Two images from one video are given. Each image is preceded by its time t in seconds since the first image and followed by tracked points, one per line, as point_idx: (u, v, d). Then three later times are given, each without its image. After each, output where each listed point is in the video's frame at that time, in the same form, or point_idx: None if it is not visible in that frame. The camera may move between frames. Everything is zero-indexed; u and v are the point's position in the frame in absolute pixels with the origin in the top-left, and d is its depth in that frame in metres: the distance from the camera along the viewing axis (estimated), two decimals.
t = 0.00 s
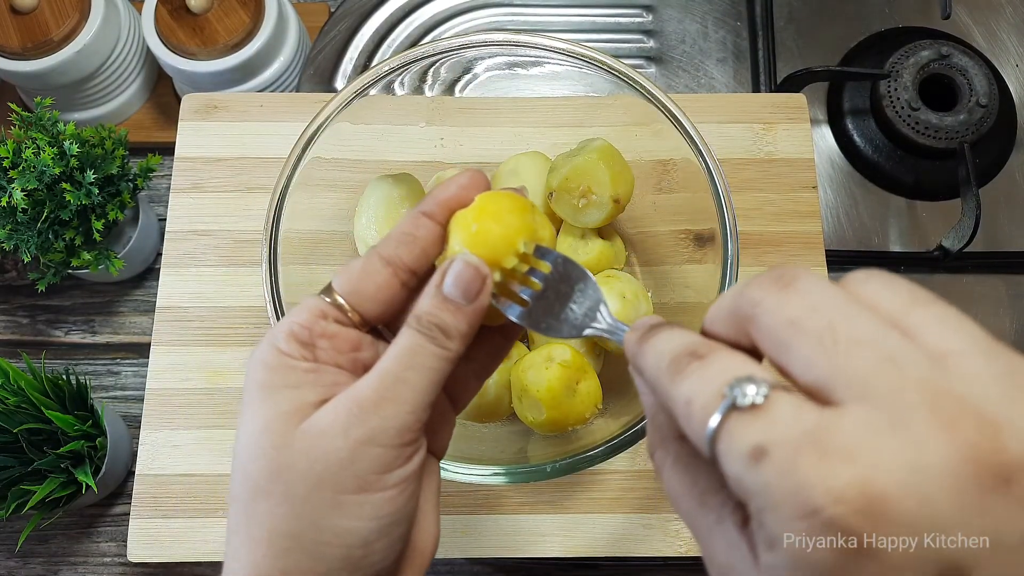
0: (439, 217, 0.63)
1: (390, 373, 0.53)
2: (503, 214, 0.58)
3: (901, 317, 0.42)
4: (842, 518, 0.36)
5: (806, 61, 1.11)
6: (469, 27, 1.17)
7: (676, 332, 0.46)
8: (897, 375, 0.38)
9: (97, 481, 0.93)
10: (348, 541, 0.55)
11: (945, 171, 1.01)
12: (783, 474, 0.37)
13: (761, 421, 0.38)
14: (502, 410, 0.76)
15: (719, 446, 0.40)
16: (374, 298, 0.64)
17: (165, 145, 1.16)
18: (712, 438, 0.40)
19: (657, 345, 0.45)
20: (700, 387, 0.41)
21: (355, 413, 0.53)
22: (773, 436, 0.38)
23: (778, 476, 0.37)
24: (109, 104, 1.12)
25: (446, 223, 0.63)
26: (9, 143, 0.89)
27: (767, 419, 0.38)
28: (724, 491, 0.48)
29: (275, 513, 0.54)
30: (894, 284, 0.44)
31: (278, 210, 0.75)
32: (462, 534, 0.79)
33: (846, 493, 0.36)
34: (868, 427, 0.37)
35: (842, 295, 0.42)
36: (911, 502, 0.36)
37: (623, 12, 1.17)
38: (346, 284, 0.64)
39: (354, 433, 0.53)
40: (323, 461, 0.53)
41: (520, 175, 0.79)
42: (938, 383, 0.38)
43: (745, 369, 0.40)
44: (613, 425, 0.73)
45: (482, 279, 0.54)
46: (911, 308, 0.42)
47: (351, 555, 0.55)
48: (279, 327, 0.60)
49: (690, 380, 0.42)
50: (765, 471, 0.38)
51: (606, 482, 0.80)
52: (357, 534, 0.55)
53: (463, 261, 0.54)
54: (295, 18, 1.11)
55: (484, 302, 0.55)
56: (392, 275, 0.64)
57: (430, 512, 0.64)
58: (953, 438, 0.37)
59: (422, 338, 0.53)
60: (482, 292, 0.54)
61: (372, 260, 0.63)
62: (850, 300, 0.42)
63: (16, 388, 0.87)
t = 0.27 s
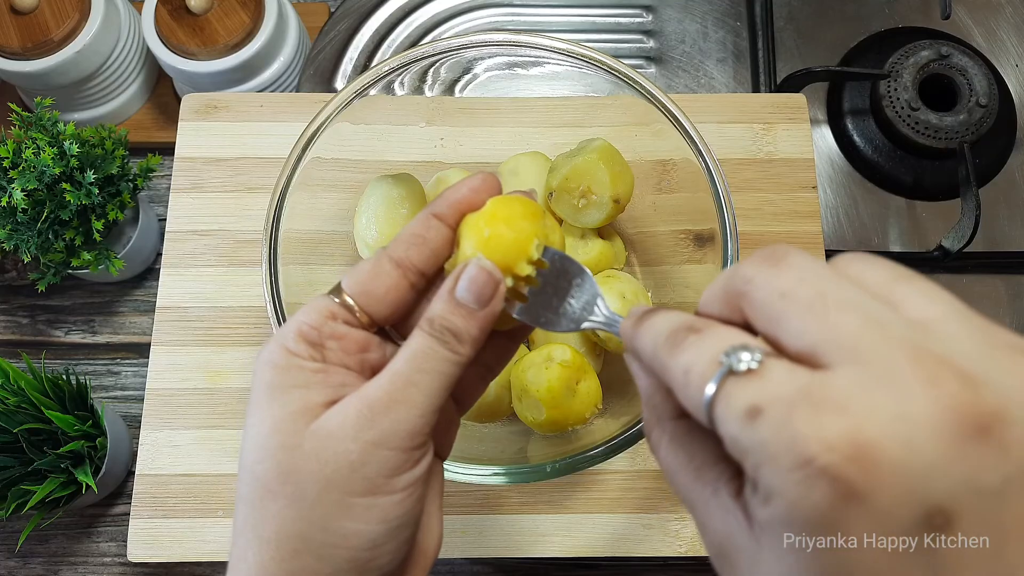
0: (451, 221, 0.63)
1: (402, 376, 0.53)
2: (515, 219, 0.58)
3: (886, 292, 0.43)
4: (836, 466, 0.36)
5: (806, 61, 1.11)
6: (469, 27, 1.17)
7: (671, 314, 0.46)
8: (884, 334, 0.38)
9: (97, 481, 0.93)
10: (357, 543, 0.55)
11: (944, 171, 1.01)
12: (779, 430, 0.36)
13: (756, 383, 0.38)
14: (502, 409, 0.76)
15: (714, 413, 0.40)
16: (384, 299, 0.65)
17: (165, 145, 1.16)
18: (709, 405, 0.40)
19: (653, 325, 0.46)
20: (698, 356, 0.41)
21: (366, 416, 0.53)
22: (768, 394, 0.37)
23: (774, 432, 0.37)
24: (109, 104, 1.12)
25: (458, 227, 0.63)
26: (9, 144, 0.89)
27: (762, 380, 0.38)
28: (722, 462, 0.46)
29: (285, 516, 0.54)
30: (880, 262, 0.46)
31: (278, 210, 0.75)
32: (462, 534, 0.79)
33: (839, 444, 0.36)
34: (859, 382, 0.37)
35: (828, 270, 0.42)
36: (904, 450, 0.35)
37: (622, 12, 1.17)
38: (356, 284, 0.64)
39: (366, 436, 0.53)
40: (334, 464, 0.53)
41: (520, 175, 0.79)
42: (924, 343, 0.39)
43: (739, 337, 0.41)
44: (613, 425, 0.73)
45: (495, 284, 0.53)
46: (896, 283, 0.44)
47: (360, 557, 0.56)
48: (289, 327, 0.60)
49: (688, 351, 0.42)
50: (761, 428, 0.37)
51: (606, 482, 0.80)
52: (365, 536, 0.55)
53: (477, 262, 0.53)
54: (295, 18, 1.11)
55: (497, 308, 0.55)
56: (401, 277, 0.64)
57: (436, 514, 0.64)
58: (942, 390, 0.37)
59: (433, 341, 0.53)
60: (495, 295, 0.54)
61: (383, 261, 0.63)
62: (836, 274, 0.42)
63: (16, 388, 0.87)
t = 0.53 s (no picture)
0: (448, 212, 0.65)
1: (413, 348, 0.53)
2: (510, 216, 0.58)
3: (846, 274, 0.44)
4: (799, 429, 0.37)
5: (806, 61, 1.11)
6: (469, 27, 1.17)
7: (654, 300, 0.48)
8: (843, 309, 0.40)
9: (97, 481, 0.93)
10: (367, 516, 0.55)
11: (944, 171, 1.01)
12: (747, 398, 0.39)
13: (727, 355, 0.40)
14: (501, 409, 0.76)
15: (691, 389, 0.42)
16: (385, 280, 0.65)
17: (165, 145, 1.16)
18: (684, 379, 0.42)
19: (639, 311, 0.48)
20: (676, 335, 0.44)
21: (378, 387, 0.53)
22: (737, 365, 0.40)
23: (743, 399, 0.39)
24: (109, 105, 1.12)
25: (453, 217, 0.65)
26: (9, 144, 0.89)
27: (733, 353, 0.40)
28: (702, 436, 0.48)
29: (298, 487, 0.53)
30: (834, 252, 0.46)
31: (278, 210, 0.75)
32: (462, 534, 0.79)
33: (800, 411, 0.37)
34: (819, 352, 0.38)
35: (797, 253, 0.45)
36: (861, 416, 0.37)
37: (622, 13, 1.17)
38: (358, 266, 0.64)
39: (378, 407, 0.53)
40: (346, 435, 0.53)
41: (519, 175, 0.79)
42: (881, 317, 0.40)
43: (715, 317, 0.43)
44: (613, 425, 0.73)
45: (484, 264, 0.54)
46: (852, 269, 0.44)
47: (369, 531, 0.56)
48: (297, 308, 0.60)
49: (667, 332, 0.44)
50: (732, 396, 0.39)
51: (606, 481, 0.80)
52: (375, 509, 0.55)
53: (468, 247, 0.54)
54: (295, 19, 1.11)
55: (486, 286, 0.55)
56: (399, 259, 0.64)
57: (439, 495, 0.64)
58: (898, 359, 0.38)
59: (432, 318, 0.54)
60: (486, 278, 0.55)
61: (378, 243, 0.64)
62: (805, 258, 0.45)
63: (16, 388, 0.87)
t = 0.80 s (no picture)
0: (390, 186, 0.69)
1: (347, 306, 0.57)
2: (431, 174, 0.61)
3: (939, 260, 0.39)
4: (930, 443, 0.32)
5: (806, 61, 1.11)
6: (469, 27, 1.17)
7: (709, 293, 0.44)
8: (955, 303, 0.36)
9: (97, 482, 0.93)
10: (292, 476, 0.54)
11: (944, 171, 1.01)
12: (856, 400, 0.33)
13: (823, 354, 0.35)
14: (501, 410, 0.76)
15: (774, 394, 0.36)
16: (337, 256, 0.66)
17: (165, 145, 1.16)
18: (764, 381, 0.37)
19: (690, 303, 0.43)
20: (749, 327, 0.39)
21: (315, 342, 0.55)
22: (836, 364, 0.34)
23: (850, 405, 0.33)
24: (109, 105, 1.12)
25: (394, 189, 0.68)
26: (10, 144, 0.89)
27: (829, 350, 0.35)
28: (770, 448, 0.44)
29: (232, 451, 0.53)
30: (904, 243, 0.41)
31: (278, 210, 0.75)
32: (462, 534, 0.79)
33: (941, 423, 0.32)
34: (938, 351, 0.34)
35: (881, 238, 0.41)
36: (1004, 425, 0.32)
37: (622, 13, 1.17)
38: (308, 247, 0.65)
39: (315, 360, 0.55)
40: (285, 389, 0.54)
41: (519, 174, 0.79)
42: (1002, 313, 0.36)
43: (790, 308, 0.39)
44: (613, 426, 0.73)
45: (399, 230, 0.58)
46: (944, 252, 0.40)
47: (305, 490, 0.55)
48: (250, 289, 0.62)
49: (736, 324, 0.39)
50: (835, 401, 0.34)
51: (606, 481, 0.80)
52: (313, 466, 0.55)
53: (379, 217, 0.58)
54: (295, 19, 1.11)
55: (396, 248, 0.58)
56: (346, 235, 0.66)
57: (385, 472, 0.63)
58: None
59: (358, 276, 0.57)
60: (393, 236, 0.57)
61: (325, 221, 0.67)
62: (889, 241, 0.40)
63: (16, 388, 0.87)
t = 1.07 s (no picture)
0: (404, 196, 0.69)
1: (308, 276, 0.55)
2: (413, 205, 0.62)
3: (970, 366, 0.37)
4: None
5: (806, 61, 1.11)
6: (469, 27, 1.17)
7: (718, 377, 0.40)
8: (989, 442, 0.34)
9: (97, 482, 0.93)
10: (280, 448, 0.54)
11: (943, 171, 1.01)
12: (863, 558, 0.32)
13: (830, 496, 0.34)
14: (501, 410, 0.76)
15: (782, 522, 0.35)
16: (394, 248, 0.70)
17: (165, 145, 1.16)
18: (770, 512, 0.35)
19: (694, 394, 0.40)
20: (754, 447, 0.36)
21: (279, 321, 0.54)
22: (848, 513, 0.33)
23: (859, 565, 0.32)
24: (109, 105, 1.12)
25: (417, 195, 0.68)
26: (9, 144, 0.89)
27: (836, 491, 0.34)
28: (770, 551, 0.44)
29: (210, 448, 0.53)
30: (955, 327, 0.39)
31: (278, 210, 0.75)
32: (462, 534, 0.79)
33: None
34: (961, 506, 0.32)
35: (920, 344, 0.38)
36: None
37: (622, 13, 1.17)
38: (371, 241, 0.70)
39: (281, 343, 0.53)
40: (257, 379, 0.53)
41: (518, 174, 0.79)
42: None
43: (806, 428, 0.36)
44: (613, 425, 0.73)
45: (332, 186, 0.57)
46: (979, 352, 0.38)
47: (282, 488, 0.55)
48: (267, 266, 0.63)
49: (744, 442, 0.36)
50: (843, 559, 0.32)
51: (606, 482, 0.80)
52: (290, 461, 0.54)
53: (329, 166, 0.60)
54: (295, 19, 1.11)
55: (331, 198, 0.57)
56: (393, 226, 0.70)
57: (404, 472, 0.63)
58: None
59: (308, 236, 0.57)
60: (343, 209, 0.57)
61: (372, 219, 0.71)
62: (927, 348, 0.38)
63: (16, 388, 0.87)
